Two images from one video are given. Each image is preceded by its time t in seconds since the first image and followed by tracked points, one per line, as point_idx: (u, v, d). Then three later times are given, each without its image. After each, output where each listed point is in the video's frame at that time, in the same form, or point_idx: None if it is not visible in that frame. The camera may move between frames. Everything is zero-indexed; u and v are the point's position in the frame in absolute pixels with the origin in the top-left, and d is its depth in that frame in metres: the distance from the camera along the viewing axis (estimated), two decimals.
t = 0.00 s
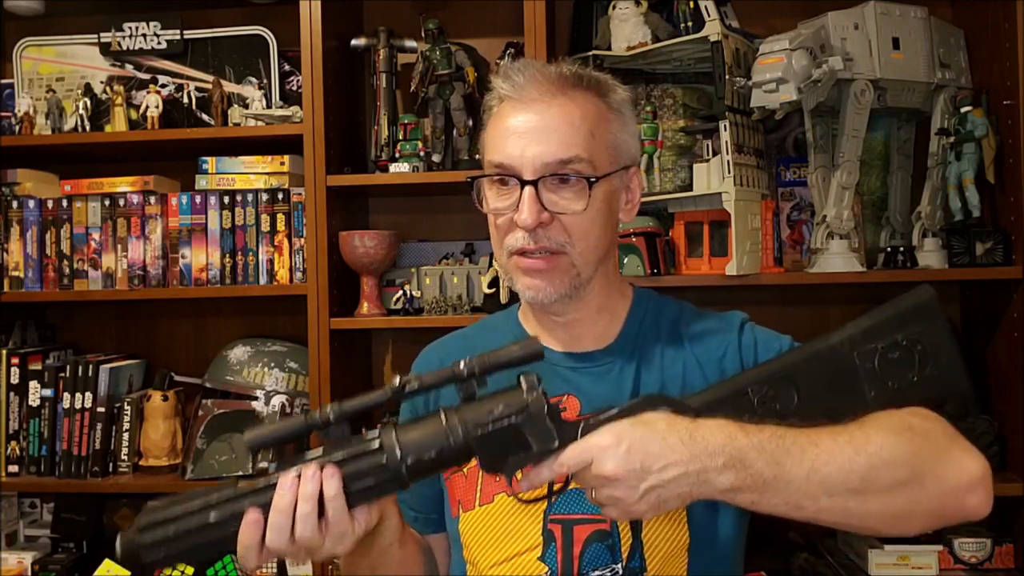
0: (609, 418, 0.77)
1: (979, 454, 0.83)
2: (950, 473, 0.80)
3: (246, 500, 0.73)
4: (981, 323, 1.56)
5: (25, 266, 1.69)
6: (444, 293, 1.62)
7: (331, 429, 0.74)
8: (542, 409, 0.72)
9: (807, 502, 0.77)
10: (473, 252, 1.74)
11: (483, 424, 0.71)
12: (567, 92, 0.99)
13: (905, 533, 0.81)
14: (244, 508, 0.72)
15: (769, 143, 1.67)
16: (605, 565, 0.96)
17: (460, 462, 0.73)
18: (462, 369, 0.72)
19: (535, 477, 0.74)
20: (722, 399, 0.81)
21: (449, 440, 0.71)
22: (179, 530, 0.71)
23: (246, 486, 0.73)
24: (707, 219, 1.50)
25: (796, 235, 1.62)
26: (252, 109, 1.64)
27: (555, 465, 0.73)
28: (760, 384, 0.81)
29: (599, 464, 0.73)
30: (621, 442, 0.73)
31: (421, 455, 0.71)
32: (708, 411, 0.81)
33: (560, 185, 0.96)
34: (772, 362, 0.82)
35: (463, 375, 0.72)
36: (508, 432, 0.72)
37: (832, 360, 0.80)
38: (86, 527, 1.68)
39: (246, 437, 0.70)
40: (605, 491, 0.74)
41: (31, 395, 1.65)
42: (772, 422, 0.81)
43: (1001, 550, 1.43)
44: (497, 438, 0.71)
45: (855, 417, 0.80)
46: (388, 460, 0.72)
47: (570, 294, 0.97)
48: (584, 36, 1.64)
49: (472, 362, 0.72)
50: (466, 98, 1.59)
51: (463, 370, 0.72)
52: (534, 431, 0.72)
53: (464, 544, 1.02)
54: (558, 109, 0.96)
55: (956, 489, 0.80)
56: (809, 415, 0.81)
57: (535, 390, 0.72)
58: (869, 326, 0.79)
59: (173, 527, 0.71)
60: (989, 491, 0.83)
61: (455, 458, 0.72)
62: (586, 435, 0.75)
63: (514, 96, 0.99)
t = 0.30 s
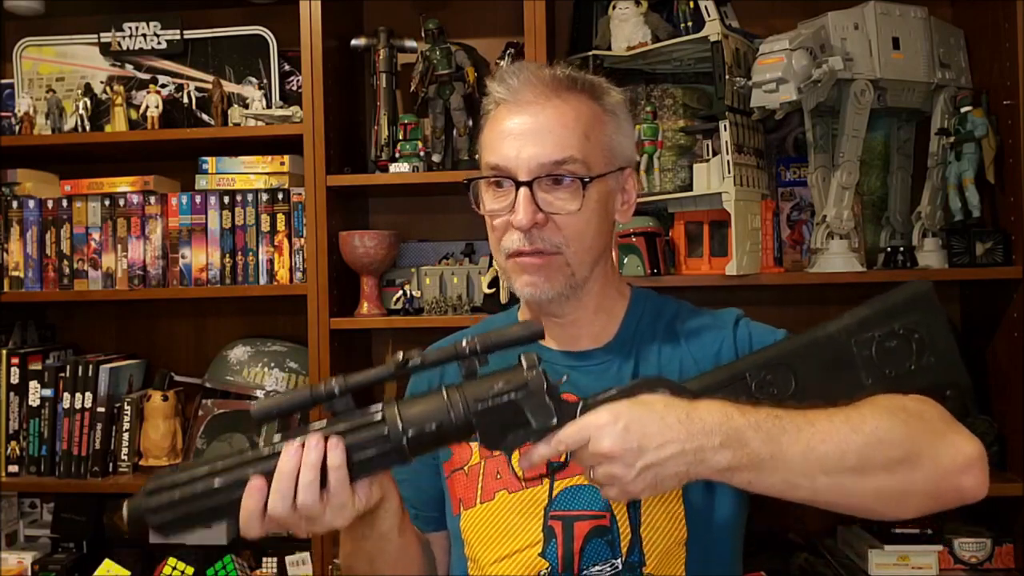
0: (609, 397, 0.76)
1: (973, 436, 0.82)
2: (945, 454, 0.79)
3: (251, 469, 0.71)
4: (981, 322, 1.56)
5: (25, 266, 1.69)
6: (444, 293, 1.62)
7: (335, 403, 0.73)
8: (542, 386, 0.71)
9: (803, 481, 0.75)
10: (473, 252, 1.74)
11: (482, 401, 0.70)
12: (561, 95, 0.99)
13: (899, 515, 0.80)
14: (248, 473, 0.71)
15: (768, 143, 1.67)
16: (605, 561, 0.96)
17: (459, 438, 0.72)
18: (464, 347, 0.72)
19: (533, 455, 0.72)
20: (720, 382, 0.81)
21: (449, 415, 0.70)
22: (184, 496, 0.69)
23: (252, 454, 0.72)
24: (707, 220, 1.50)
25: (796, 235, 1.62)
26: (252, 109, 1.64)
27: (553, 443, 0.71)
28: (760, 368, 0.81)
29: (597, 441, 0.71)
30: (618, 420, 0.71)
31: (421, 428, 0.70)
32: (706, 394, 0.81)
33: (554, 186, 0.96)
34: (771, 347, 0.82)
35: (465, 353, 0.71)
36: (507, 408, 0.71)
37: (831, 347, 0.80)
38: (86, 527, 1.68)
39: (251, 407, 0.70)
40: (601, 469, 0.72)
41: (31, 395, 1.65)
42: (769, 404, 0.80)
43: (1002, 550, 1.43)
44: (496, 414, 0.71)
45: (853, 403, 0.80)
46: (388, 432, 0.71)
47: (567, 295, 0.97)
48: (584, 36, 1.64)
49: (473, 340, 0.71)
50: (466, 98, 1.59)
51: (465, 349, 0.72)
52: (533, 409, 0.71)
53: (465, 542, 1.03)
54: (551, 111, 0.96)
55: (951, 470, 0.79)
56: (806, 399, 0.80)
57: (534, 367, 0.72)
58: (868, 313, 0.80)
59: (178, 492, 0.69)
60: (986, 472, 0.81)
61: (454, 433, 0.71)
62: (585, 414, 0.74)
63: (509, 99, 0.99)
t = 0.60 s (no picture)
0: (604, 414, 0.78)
1: (964, 441, 0.82)
2: (936, 460, 0.79)
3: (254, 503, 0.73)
4: (981, 322, 1.56)
5: (25, 266, 1.69)
6: (444, 293, 1.62)
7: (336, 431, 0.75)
8: (540, 407, 0.72)
9: (796, 492, 0.76)
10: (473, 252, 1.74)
11: (482, 425, 0.72)
12: (557, 98, 0.99)
13: (892, 522, 0.81)
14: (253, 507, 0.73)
15: (769, 143, 1.67)
16: (604, 555, 0.96)
17: (461, 461, 0.73)
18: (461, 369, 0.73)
19: (533, 475, 0.74)
20: (715, 396, 0.81)
21: (449, 440, 0.72)
22: (190, 530, 0.72)
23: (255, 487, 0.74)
24: (707, 219, 1.50)
25: (796, 235, 1.62)
26: (252, 109, 1.64)
27: (552, 463, 0.73)
28: (751, 380, 0.80)
29: (596, 458, 0.73)
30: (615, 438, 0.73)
31: (423, 453, 0.72)
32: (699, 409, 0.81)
33: (552, 188, 0.96)
34: (761, 358, 0.81)
35: (462, 376, 0.72)
36: (505, 431, 0.72)
37: (823, 357, 0.79)
38: (86, 526, 1.68)
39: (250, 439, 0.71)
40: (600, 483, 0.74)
41: (31, 394, 1.65)
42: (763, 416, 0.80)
43: (1002, 550, 1.43)
44: (495, 438, 0.72)
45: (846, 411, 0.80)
46: (390, 459, 0.72)
47: (566, 297, 0.97)
48: (584, 35, 1.64)
49: (470, 364, 0.72)
50: (466, 98, 1.59)
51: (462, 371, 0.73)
52: (531, 431, 0.72)
53: (467, 539, 1.03)
54: (547, 115, 0.96)
55: (942, 476, 0.79)
56: (799, 411, 0.80)
57: (531, 389, 0.73)
58: (857, 321, 0.79)
59: (183, 526, 0.72)
60: (977, 476, 0.81)
61: (456, 457, 0.73)
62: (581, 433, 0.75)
63: (506, 105, 0.99)
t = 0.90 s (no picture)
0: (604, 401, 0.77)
1: (960, 434, 0.83)
2: (932, 452, 0.79)
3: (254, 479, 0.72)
4: (981, 322, 1.56)
5: (25, 266, 1.69)
6: (444, 293, 1.62)
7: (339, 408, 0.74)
8: (542, 392, 0.72)
9: (795, 481, 0.76)
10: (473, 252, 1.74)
11: (484, 406, 0.72)
12: (566, 94, 0.99)
13: (888, 513, 0.81)
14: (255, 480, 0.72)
15: (769, 143, 1.67)
16: (608, 550, 0.96)
17: (462, 443, 0.73)
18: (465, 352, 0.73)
19: (534, 459, 0.74)
20: (715, 386, 0.80)
21: (452, 421, 0.72)
22: (192, 502, 0.71)
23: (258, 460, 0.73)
24: (707, 219, 1.50)
25: (796, 235, 1.62)
26: (252, 109, 1.64)
27: (553, 447, 0.74)
28: (752, 371, 0.80)
29: (596, 444, 0.73)
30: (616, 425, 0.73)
31: (426, 433, 0.72)
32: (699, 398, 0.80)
33: (562, 181, 0.97)
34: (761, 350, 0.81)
35: (467, 359, 0.72)
36: (508, 414, 0.72)
37: (822, 351, 0.79)
38: (86, 527, 1.68)
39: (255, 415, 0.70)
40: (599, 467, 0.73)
41: (31, 395, 1.65)
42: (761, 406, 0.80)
43: (1002, 550, 1.43)
44: (497, 420, 0.72)
45: (845, 406, 0.79)
46: (393, 439, 0.72)
47: (575, 289, 0.97)
48: (584, 36, 1.64)
49: (475, 347, 0.72)
50: (466, 98, 1.59)
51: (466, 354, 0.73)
52: (534, 414, 0.73)
53: (471, 534, 1.02)
54: (558, 109, 0.97)
55: (938, 467, 0.80)
56: (798, 403, 0.80)
57: (534, 373, 0.73)
58: (857, 316, 0.78)
59: (186, 498, 0.71)
60: (972, 468, 0.82)
61: (457, 439, 0.73)
62: (582, 419, 0.75)
63: (516, 99, 0.99)
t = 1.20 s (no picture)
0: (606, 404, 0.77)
1: (962, 439, 0.82)
2: (933, 455, 0.79)
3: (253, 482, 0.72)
4: (982, 321, 1.56)
5: (25, 266, 1.69)
6: (444, 293, 1.62)
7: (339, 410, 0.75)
8: (542, 395, 0.73)
9: (795, 485, 0.76)
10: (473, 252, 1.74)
11: (485, 409, 0.72)
12: (568, 92, 0.99)
13: (887, 518, 0.81)
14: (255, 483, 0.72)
15: (769, 143, 1.67)
16: (608, 552, 0.96)
17: (461, 446, 0.73)
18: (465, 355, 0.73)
19: (534, 461, 0.74)
20: (716, 388, 0.80)
21: (452, 423, 0.72)
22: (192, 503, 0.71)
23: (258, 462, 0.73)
24: (707, 219, 1.50)
25: (796, 235, 1.62)
26: (252, 109, 1.64)
27: (553, 450, 0.73)
28: (753, 374, 0.80)
29: (596, 448, 0.73)
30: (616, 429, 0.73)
31: (426, 436, 0.72)
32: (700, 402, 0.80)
33: (563, 179, 0.97)
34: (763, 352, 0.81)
35: (467, 361, 0.73)
36: (508, 417, 0.72)
37: (823, 356, 0.79)
38: (86, 527, 1.68)
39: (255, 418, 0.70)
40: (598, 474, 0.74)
41: (31, 395, 1.65)
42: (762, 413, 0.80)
43: (1002, 551, 1.43)
44: (497, 423, 0.72)
45: (845, 411, 0.79)
46: (393, 441, 0.72)
47: (575, 288, 0.97)
48: (584, 36, 1.64)
49: (475, 349, 0.73)
50: (466, 98, 1.59)
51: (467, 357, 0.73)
52: (533, 418, 0.72)
53: (470, 536, 1.03)
54: (560, 107, 0.97)
55: (940, 472, 0.79)
56: (798, 407, 0.80)
57: (534, 376, 0.73)
58: (859, 321, 0.78)
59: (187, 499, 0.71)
60: (973, 473, 0.81)
61: (457, 442, 0.73)
62: (584, 421, 0.75)
63: (518, 98, 0.99)
